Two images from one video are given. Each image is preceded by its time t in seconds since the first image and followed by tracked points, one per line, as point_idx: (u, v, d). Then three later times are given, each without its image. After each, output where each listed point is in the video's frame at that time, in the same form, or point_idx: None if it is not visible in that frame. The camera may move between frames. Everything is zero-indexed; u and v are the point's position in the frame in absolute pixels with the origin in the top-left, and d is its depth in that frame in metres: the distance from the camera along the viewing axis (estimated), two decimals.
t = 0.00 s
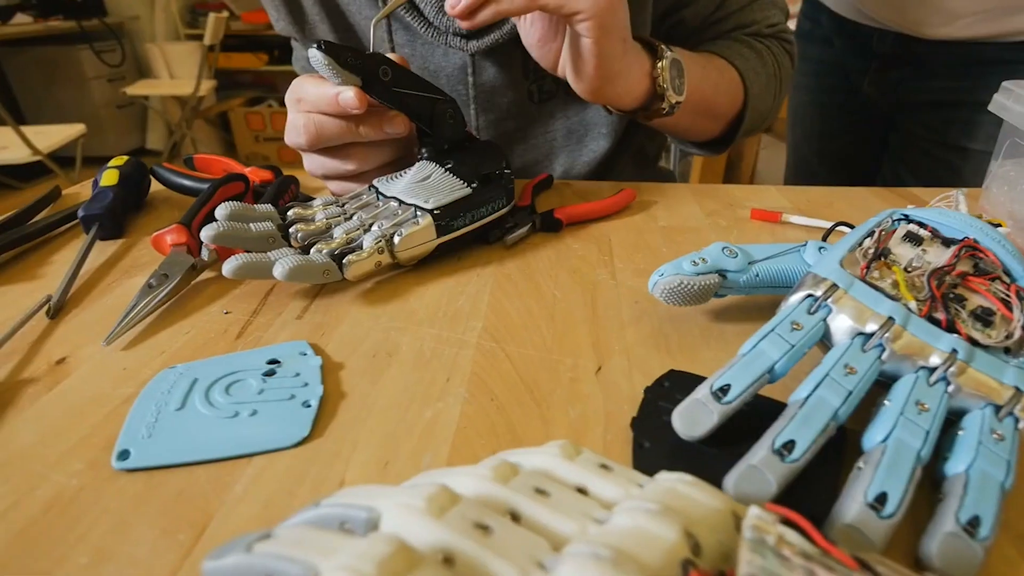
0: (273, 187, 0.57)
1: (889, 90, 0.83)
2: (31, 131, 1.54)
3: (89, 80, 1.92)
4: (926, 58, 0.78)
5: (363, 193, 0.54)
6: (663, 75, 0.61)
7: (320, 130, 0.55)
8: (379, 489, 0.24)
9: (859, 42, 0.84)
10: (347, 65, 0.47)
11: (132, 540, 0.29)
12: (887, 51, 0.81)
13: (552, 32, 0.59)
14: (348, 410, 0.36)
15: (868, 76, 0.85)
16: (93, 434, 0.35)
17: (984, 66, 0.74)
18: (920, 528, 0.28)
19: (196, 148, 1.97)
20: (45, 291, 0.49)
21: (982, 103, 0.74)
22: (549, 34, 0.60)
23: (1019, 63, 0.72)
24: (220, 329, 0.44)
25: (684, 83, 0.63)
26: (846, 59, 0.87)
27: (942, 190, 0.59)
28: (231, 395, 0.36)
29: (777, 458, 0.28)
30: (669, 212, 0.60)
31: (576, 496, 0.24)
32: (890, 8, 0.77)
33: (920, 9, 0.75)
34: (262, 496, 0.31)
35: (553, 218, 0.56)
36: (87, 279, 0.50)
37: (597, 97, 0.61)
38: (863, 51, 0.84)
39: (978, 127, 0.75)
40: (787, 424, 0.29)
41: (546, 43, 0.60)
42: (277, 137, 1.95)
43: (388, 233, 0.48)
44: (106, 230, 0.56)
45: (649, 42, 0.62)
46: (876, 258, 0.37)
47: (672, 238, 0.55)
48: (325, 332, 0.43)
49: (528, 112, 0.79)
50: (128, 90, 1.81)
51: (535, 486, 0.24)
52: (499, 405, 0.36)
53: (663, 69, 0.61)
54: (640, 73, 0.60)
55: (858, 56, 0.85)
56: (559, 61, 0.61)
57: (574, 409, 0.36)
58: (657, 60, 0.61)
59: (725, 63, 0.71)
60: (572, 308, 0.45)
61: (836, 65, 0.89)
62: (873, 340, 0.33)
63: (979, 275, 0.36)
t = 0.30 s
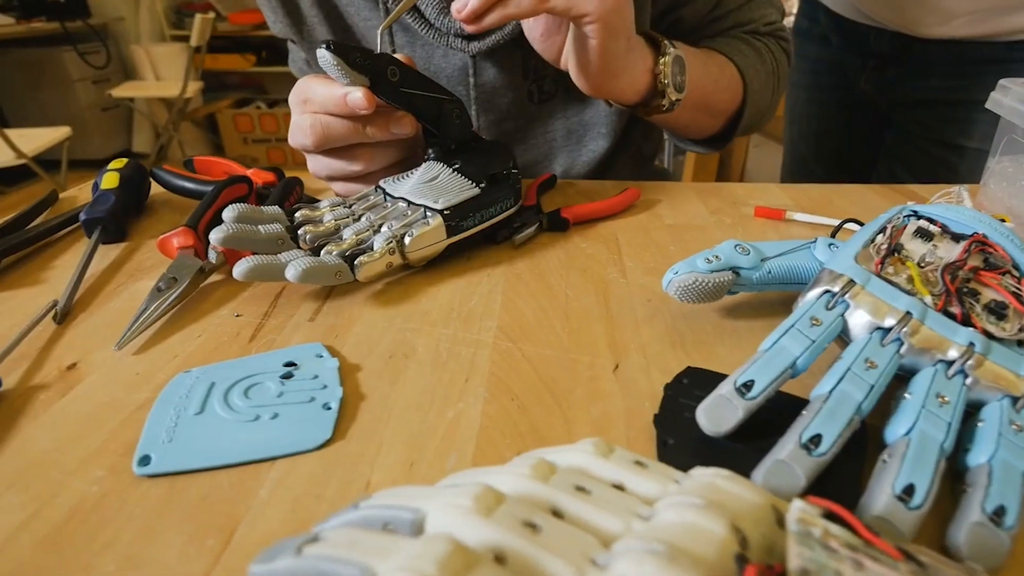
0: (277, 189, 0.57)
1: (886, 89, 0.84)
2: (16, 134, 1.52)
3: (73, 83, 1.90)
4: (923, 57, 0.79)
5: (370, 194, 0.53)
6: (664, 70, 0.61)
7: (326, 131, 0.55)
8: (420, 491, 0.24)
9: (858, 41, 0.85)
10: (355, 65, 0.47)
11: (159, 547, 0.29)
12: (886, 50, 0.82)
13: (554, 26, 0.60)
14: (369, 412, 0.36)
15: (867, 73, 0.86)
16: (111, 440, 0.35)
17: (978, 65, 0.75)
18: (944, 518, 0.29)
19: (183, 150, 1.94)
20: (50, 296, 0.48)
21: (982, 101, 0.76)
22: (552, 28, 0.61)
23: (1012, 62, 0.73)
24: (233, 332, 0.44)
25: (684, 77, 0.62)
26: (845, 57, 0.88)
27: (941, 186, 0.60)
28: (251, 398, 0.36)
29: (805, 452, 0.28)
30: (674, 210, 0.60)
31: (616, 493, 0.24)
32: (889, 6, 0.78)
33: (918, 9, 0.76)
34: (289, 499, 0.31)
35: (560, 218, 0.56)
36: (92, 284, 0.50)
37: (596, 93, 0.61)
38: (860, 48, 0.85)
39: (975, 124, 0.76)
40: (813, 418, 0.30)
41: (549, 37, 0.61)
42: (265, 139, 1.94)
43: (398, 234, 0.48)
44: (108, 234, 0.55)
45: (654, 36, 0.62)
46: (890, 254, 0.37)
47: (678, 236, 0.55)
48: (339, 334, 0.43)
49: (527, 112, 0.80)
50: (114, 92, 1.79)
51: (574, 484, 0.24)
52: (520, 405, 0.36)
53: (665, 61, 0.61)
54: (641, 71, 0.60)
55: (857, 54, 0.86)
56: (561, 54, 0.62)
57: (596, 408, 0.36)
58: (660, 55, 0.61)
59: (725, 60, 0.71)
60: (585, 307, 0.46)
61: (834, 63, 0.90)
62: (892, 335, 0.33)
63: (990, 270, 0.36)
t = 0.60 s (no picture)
0: (281, 190, 0.56)
1: (882, 88, 0.85)
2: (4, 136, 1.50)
3: (61, 84, 1.88)
4: (918, 56, 0.80)
5: (375, 195, 0.53)
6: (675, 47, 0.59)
7: (331, 132, 0.55)
8: (449, 491, 0.24)
9: (856, 41, 0.87)
10: (361, 65, 0.47)
11: (179, 550, 0.29)
12: (884, 49, 0.83)
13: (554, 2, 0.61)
14: (384, 413, 0.36)
15: (864, 72, 0.87)
16: (125, 443, 0.34)
17: (973, 64, 0.76)
18: (962, 512, 0.29)
19: (174, 152, 1.93)
20: (53, 299, 0.48)
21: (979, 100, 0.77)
22: (556, 7, 0.62)
23: (1005, 62, 0.74)
24: (242, 334, 0.44)
25: (695, 60, 0.61)
26: (843, 57, 0.90)
27: (939, 184, 0.61)
28: (265, 400, 0.36)
29: (824, 448, 0.29)
30: (677, 209, 0.60)
31: (644, 491, 0.24)
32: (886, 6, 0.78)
33: (915, 8, 0.76)
34: (308, 501, 0.31)
35: (565, 217, 0.56)
36: (96, 287, 0.49)
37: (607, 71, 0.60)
38: (859, 47, 0.87)
39: (970, 123, 0.77)
40: (830, 414, 0.30)
41: (553, 15, 0.62)
42: (257, 140, 1.93)
43: (406, 235, 0.48)
44: (110, 236, 0.55)
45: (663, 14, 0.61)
46: (899, 251, 0.38)
47: (682, 235, 0.56)
48: (349, 335, 0.43)
49: (527, 111, 0.80)
50: (103, 94, 1.77)
51: (603, 482, 0.24)
52: (535, 404, 0.36)
53: (676, 42, 0.59)
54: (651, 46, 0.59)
55: (858, 53, 0.87)
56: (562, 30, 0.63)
57: (610, 406, 0.36)
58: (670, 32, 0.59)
59: (737, 47, 0.72)
60: (595, 306, 0.46)
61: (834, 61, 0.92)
62: (904, 331, 0.33)
63: (997, 266, 0.37)
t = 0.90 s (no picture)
0: (285, 192, 0.56)
1: (880, 87, 0.87)
2: None
3: (47, 86, 1.85)
4: (915, 55, 0.81)
5: (381, 196, 0.53)
6: (703, 41, 0.58)
7: (336, 133, 0.55)
8: (483, 491, 0.24)
9: (851, 40, 0.87)
10: (368, 66, 0.47)
11: (204, 554, 0.29)
12: (880, 48, 0.84)
13: None
14: (401, 415, 0.36)
15: (860, 73, 0.88)
16: (141, 448, 0.34)
17: (967, 64, 0.77)
18: (979, 503, 0.29)
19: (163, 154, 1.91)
20: (57, 304, 0.47)
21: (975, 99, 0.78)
22: None
23: (1001, 61, 0.75)
24: (252, 337, 0.43)
25: (719, 54, 0.60)
26: (833, 58, 0.92)
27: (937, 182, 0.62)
28: (281, 403, 0.36)
29: (845, 442, 0.29)
30: (680, 208, 0.61)
31: (676, 487, 0.24)
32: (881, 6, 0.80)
33: (910, 8, 0.77)
34: (331, 504, 0.31)
35: (571, 216, 0.56)
36: (101, 291, 0.49)
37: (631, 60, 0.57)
38: (854, 48, 0.88)
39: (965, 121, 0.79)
40: (850, 409, 0.30)
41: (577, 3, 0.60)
42: (247, 142, 1.91)
43: (414, 236, 0.48)
44: (113, 239, 0.54)
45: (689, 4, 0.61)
46: (909, 248, 0.38)
47: (687, 234, 0.56)
48: (361, 336, 0.43)
49: (528, 112, 0.81)
50: (91, 96, 1.75)
51: (635, 479, 0.24)
52: (552, 403, 0.37)
53: (703, 35, 0.58)
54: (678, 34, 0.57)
55: (853, 53, 0.88)
56: None
57: (627, 404, 0.37)
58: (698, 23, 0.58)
59: (745, 40, 0.73)
60: (605, 305, 0.46)
61: (827, 61, 0.92)
62: (918, 326, 0.34)
63: (1004, 261, 0.37)
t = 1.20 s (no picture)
0: (289, 193, 0.56)
1: (876, 88, 0.88)
2: None
3: (35, 88, 1.83)
4: (908, 56, 0.82)
5: (385, 197, 0.53)
6: (694, 37, 0.53)
7: (341, 135, 0.55)
8: (509, 492, 0.24)
9: (848, 41, 0.88)
10: (374, 67, 0.47)
11: (222, 558, 0.28)
12: (875, 49, 0.85)
13: None
14: (414, 416, 0.36)
15: (856, 73, 0.89)
16: (153, 452, 0.34)
17: (962, 65, 0.78)
18: (992, 497, 0.30)
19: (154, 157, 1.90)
20: (61, 307, 0.47)
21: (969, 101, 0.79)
22: None
23: (995, 61, 0.76)
24: (261, 339, 0.43)
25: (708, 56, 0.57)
26: (830, 56, 0.93)
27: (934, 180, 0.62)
28: (294, 405, 0.36)
29: (861, 438, 0.29)
30: (681, 208, 0.61)
31: (700, 484, 0.24)
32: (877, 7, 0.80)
33: (905, 9, 0.78)
34: (348, 506, 0.31)
35: (575, 217, 0.56)
36: (104, 294, 0.48)
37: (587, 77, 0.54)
38: (850, 48, 0.89)
39: (959, 121, 0.79)
40: (865, 405, 0.31)
41: None
42: (240, 144, 1.90)
43: (421, 237, 0.48)
44: (114, 242, 0.54)
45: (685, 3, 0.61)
46: (916, 245, 0.38)
47: (690, 233, 0.56)
48: (370, 338, 0.43)
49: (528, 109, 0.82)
50: (80, 98, 1.73)
51: (659, 477, 0.24)
52: (565, 403, 0.37)
53: (696, 32, 0.54)
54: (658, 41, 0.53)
55: (849, 53, 0.89)
56: None
57: (640, 403, 0.37)
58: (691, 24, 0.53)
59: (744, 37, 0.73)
60: (612, 305, 0.46)
61: (824, 61, 0.93)
62: (927, 322, 0.34)
63: (1009, 258, 0.38)
